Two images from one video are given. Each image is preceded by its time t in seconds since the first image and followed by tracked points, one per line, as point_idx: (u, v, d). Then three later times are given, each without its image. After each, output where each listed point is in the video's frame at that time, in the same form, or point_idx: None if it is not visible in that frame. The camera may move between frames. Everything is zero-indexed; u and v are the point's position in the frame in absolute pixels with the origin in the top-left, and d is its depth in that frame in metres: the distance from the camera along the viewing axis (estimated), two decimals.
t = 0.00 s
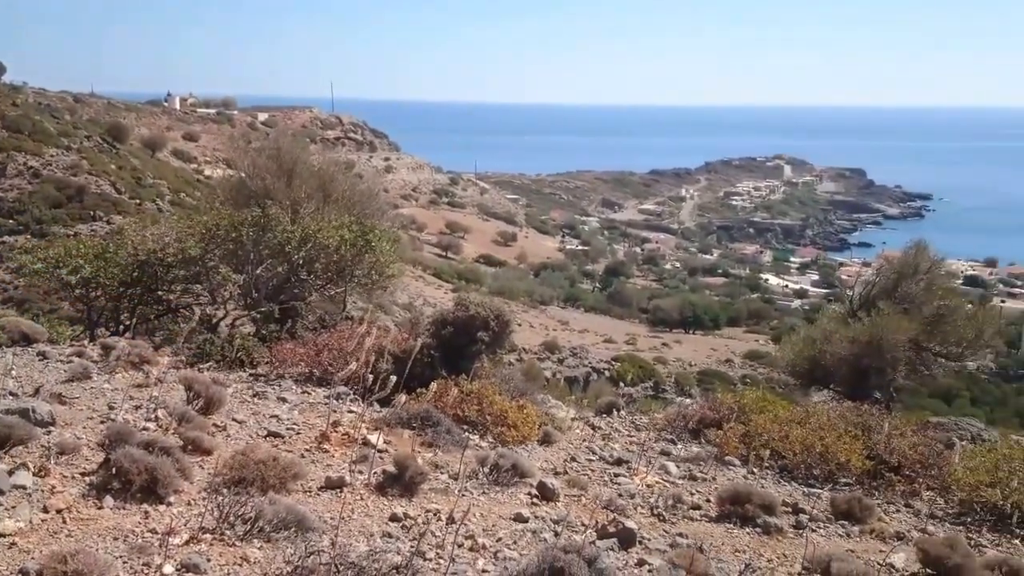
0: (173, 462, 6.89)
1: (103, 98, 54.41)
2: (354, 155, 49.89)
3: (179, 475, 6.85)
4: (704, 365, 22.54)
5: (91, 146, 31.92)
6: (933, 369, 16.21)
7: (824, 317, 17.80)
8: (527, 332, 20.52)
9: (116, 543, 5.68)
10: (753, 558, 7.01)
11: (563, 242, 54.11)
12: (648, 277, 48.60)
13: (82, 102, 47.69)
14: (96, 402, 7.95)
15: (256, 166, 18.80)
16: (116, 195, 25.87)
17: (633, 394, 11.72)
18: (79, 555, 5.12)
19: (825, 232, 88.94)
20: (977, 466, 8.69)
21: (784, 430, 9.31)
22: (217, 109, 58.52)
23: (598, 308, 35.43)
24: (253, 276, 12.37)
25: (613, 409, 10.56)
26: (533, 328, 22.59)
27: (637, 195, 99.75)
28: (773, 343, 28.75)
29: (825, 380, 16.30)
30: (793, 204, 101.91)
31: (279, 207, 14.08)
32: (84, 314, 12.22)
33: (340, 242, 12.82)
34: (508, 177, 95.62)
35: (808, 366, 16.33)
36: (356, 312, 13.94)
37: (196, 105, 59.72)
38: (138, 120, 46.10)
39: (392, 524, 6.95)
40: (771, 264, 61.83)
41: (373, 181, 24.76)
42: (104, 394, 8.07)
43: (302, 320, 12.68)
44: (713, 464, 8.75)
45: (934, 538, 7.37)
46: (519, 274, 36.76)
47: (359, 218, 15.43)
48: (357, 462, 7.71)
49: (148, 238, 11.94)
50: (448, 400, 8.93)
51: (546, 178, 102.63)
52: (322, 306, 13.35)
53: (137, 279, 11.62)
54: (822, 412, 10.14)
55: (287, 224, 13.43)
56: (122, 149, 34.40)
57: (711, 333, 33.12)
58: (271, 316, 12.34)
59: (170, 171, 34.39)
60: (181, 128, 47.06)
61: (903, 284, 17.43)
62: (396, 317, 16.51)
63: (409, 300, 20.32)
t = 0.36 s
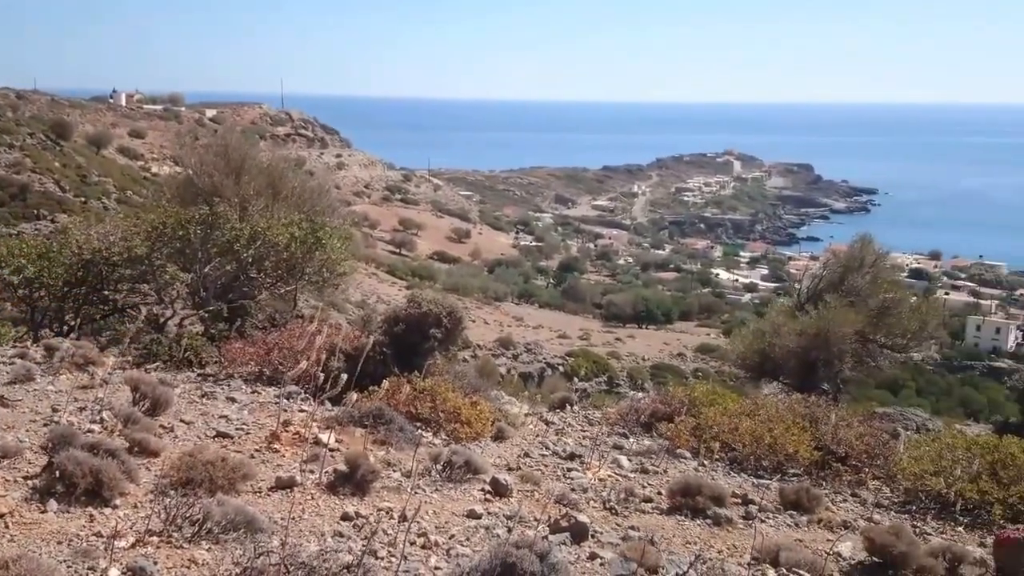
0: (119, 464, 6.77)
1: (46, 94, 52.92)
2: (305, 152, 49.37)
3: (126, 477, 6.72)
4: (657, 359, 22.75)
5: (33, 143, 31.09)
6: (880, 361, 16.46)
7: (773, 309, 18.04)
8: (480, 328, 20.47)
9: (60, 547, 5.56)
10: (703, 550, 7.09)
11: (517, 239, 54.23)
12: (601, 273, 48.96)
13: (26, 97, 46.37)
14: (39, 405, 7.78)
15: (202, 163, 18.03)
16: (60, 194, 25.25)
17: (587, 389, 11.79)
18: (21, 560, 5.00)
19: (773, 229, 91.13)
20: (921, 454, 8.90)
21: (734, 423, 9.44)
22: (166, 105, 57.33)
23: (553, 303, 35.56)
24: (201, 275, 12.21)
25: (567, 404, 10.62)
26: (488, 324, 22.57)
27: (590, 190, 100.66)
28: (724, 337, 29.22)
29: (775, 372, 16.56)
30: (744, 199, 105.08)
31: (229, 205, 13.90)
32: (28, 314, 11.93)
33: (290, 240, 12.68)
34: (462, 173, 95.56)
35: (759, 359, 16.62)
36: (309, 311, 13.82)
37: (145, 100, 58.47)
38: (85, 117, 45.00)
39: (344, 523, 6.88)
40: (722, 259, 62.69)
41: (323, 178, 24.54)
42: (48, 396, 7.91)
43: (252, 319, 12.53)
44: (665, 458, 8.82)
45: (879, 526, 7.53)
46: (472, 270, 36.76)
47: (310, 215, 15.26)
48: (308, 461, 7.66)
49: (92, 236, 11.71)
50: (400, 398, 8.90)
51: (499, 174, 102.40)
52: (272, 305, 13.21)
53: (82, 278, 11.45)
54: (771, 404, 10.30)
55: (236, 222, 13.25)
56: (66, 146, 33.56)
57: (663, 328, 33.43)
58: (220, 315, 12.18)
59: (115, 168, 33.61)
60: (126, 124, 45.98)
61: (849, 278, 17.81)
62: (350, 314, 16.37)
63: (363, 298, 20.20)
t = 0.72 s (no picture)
0: (62, 466, 6.62)
1: None
2: (254, 149, 48.75)
3: (69, 479, 6.58)
4: (609, 353, 22.93)
5: None
6: (826, 352, 16.76)
7: (721, 302, 18.27)
8: (432, 325, 20.37)
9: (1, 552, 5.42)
10: (653, 541, 7.16)
11: (469, 235, 54.22)
12: (553, 268, 49.23)
13: None
14: None
15: (147, 160, 17.52)
16: None
17: (540, 384, 11.84)
18: None
19: (721, 224, 93.54)
20: (865, 443, 9.09)
21: (683, 414, 9.57)
22: (111, 101, 56.04)
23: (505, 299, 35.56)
24: (145, 274, 12.05)
25: (518, 399, 10.66)
26: (441, 320, 22.54)
27: (542, 186, 101.52)
28: (674, 330, 29.65)
29: (724, 364, 16.80)
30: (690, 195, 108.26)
31: (175, 202, 13.66)
32: None
33: (237, 237, 12.54)
34: (414, 169, 95.40)
35: (708, 352, 16.83)
36: (258, 309, 13.67)
37: (89, 96, 57.09)
38: (27, 113, 43.77)
39: (293, 522, 6.79)
40: (674, 256, 63.43)
41: (270, 174, 24.24)
42: None
43: (198, 317, 12.36)
44: (616, 450, 8.90)
45: (824, 514, 7.67)
46: (423, 266, 36.68)
47: (258, 212, 15.07)
48: (257, 460, 7.58)
49: (33, 234, 11.43)
50: (351, 396, 8.86)
51: (451, 170, 101.96)
52: (218, 304, 13.06)
53: (23, 278, 11.18)
54: (720, 396, 10.45)
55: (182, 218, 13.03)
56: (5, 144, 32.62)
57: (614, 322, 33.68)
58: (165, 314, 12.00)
59: (56, 166, 32.77)
60: (69, 121, 44.91)
61: (795, 270, 17.90)
62: (300, 312, 16.52)
63: (313, 294, 20.05)
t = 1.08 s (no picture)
0: None
1: None
2: (198, 144, 47.74)
3: (7, 483, 6.39)
4: (559, 347, 23.06)
5: None
6: (771, 343, 17.10)
7: (669, 296, 18.48)
8: (381, 321, 20.22)
9: None
10: (602, 533, 7.21)
11: (418, 231, 54.04)
12: (503, 264, 49.36)
13: None
14: None
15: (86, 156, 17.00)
16: None
17: (491, 379, 11.88)
18: None
19: (667, 217, 98.60)
20: (810, 432, 9.28)
21: (631, 407, 9.68)
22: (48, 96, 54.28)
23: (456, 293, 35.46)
24: (86, 273, 11.75)
25: (469, 395, 10.68)
26: (390, 316, 22.43)
27: (490, 181, 102.06)
28: (624, 323, 30.03)
29: (672, 356, 17.03)
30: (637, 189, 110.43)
31: (116, 199, 13.33)
32: None
33: (181, 235, 12.32)
34: (362, 164, 94.72)
35: (656, 345, 17.02)
36: (204, 308, 13.46)
37: (25, 91, 55.23)
38: None
39: (240, 522, 6.69)
40: (624, 252, 64.06)
41: (212, 170, 23.76)
42: None
43: (142, 315, 12.11)
44: (565, 443, 8.96)
45: (770, 502, 7.81)
46: (373, 262, 36.49)
47: (203, 209, 14.79)
48: (203, 460, 7.47)
49: None
50: (299, 394, 8.79)
51: (401, 166, 101.23)
52: (162, 303, 12.81)
53: None
54: (667, 388, 10.60)
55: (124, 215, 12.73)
56: None
57: (565, 316, 33.87)
58: (107, 313, 11.74)
59: None
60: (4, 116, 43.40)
61: (741, 263, 18.20)
62: (247, 310, 16.40)
63: (259, 292, 19.78)
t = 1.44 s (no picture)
0: None
1: None
2: (138, 140, 46.55)
3: None
4: (509, 343, 23.14)
5: None
6: (716, 336, 17.39)
7: (615, 290, 18.64)
8: (328, 318, 20.05)
9: None
10: (550, 526, 7.24)
11: (366, 227, 53.74)
12: (452, 259, 49.36)
13: None
14: None
15: (21, 152, 16.35)
16: None
17: (440, 376, 11.90)
18: None
19: (614, 211, 100.63)
20: (753, 423, 9.48)
21: (580, 401, 9.78)
22: None
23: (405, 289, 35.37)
24: (22, 272, 11.41)
25: (417, 392, 10.68)
26: (337, 314, 22.26)
27: (438, 177, 101.90)
28: (572, 318, 30.35)
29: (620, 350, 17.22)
30: (585, 184, 111.24)
31: (52, 197, 12.95)
32: None
33: (121, 233, 12.09)
34: (309, 160, 93.68)
35: (604, 339, 17.18)
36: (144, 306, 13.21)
37: None
38: None
39: (183, 524, 6.57)
40: (572, 248, 64.53)
41: (152, 165, 23.19)
42: None
43: (82, 314, 11.86)
44: (514, 439, 9.00)
45: (714, 493, 7.94)
46: (320, 259, 36.21)
47: (142, 206, 14.47)
48: (145, 462, 7.33)
49: None
50: (244, 394, 8.71)
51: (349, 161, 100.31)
52: (101, 302, 12.56)
53: None
54: (614, 381, 10.72)
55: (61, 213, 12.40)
56: None
57: (515, 311, 33.98)
58: (45, 313, 11.45)
59: None
60: None
61: (685, 258, 18.39)
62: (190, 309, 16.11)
63: (204, 290, 19.47)
